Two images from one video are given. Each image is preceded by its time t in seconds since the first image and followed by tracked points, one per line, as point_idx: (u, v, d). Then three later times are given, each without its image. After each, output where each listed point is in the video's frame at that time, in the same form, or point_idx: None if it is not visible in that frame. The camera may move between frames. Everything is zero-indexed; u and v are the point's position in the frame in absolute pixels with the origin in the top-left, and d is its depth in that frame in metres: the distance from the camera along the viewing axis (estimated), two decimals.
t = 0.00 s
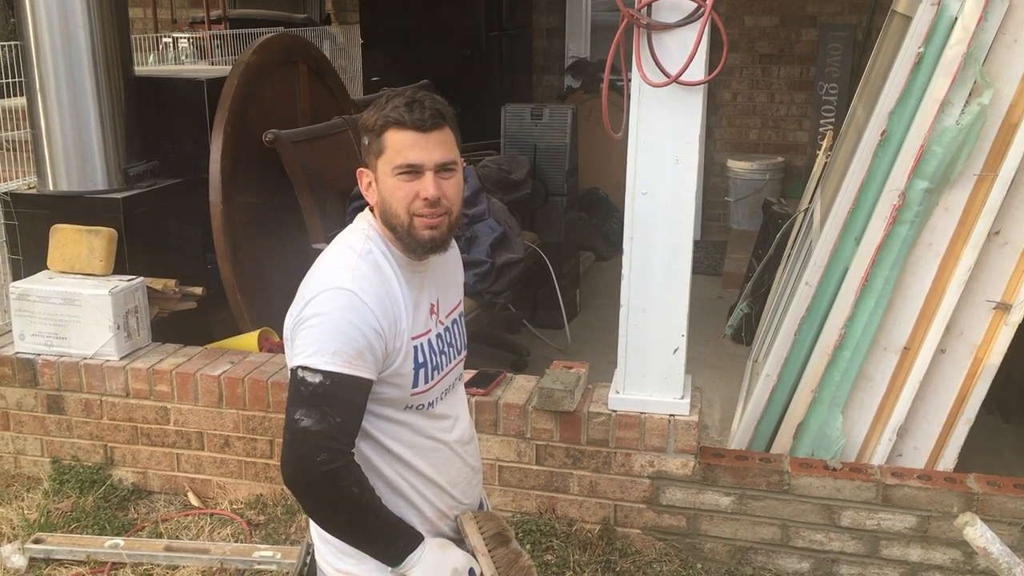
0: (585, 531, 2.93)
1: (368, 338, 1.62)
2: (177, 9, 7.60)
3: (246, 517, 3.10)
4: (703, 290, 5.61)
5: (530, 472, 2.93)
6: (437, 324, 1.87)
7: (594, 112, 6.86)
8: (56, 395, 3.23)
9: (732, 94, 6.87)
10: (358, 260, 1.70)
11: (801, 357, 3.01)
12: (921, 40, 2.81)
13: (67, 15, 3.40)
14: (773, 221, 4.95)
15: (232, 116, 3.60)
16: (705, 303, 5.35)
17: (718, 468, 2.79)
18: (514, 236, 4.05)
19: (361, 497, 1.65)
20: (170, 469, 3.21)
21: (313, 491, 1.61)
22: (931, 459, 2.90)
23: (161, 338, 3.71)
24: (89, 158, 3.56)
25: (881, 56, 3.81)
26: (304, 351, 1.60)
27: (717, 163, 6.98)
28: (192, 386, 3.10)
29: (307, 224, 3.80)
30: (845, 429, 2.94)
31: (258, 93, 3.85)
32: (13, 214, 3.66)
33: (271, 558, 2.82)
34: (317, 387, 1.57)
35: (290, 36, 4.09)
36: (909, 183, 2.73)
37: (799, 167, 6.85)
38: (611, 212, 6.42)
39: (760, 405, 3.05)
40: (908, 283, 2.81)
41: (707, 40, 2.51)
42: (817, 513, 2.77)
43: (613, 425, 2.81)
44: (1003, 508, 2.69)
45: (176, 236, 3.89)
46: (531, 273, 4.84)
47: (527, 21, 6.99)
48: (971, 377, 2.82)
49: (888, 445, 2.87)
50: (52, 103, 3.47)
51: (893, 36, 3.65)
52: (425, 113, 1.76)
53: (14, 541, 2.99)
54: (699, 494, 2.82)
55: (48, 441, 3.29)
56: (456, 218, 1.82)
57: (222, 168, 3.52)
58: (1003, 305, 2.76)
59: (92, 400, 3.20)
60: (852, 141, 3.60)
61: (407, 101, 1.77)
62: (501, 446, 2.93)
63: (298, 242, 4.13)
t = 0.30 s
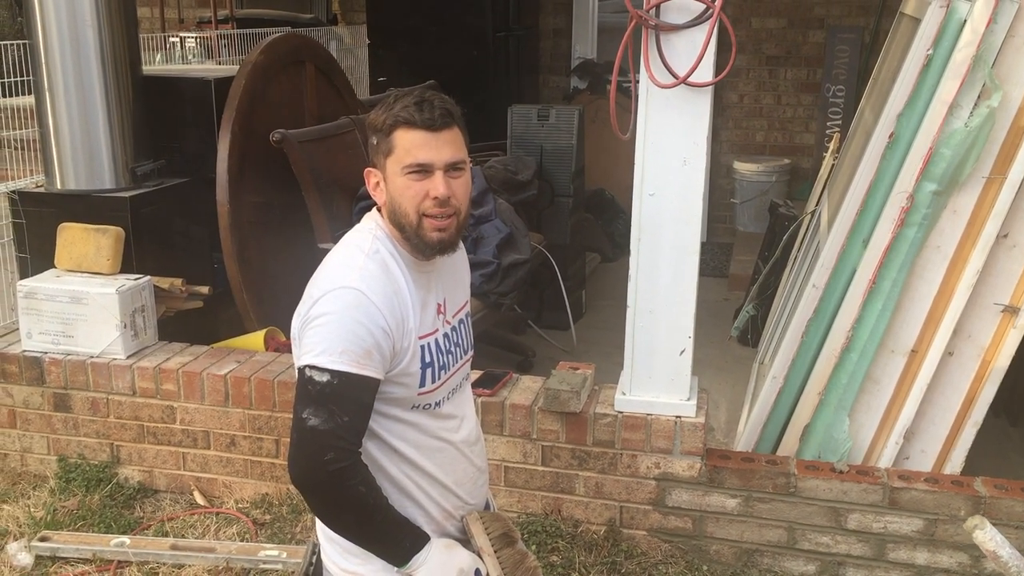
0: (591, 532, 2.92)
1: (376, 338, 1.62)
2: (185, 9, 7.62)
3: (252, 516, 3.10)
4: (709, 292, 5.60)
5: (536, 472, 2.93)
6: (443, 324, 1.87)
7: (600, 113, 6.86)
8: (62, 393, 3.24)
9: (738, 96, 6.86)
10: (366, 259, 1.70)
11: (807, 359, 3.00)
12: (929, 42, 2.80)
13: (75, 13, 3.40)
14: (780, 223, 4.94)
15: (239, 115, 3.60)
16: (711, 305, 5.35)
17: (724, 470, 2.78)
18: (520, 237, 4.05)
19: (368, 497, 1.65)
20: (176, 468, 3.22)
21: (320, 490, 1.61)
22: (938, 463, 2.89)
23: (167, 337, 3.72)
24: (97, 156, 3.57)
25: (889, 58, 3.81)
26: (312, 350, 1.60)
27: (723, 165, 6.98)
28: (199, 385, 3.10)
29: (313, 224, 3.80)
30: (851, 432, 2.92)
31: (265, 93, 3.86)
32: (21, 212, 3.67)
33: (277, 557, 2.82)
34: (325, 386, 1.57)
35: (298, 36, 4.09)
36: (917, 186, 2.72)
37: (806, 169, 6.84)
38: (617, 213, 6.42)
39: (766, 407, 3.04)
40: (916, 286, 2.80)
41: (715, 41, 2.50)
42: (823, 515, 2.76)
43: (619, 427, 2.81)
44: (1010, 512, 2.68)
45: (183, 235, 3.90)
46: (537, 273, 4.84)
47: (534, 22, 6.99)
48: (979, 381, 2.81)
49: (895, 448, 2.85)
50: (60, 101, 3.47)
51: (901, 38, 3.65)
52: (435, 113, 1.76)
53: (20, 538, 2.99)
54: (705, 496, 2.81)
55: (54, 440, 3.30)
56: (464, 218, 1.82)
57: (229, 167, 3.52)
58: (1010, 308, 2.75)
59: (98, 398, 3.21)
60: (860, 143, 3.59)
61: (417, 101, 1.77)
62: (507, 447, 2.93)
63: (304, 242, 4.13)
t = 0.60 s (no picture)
0: (599, 534, 2.92)
1: (388, 337, 1.62)
2: (195, 10, 7.64)
3: (259, 516, 3.10)
4: (717, 295, 5.59)
5: (544, 474, 2.93)
6: (454, 324, 1.87)
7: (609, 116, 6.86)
8: (72, 392, 3.25)
9: (747, 99, 6.86)
10: (378, 259, 1.71)
11: (817, 362, 2.99)
12: (941, 47, 2.79)
13: (88, 12, 3.42)
14: (788, 226, 4.93)
15: (249, 114, 3.61)
16: (719, 308, 5.34)
17: (733, 473, 2.78)
18: (529, 239, 4.05)
19: (378, 496, 1.65)
20: (185, 467, 3.23)
21: (331, 489, 1.61)
22: (947, 468, 2.88)
23: (176, 335, 3.73)
24: (107, 154, 3.58)
25: (900, 63, 3.81)
26: (325, 349, 1.60)
27: (731, 168, 6.97)
28: (208, 384, 3.11)
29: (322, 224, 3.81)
30: (860, 436, 2.91)
31: (275, 93, 3.87)
32: (32, 210, 3.68)
33: (284, 557, 2.83)
34: (337, 385, 1.58)
35: (308, 37, 4.10)
36: (928, 190, 2.71)
37: (814, 173, 6.83)
38: (624, 215, 6.41)
39: (775, 411, 3.04)
40: (926, 290, 2.79)
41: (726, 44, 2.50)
42: (832, 519, 2.76)
43: (628, 429, 2.81)
44: (1020, 518, 2.67)
45: (193, 234, 3.90)
46: (545, 275, 4.84)
47: (543, 24, 7.00)
48: (989, 386, 2.81)
49: (905, 452, 2.85)
50: (72, 99, 3.49)
51: (912, 42, 3.65)
52: (449, 112, 1.76)
53: (29, 536, 3.00)
54: (713, 499, 2.81)
55: (63, 438, 3.31)
56: (478, 217, 1.82)
57: (239, 167, 3.53)
58: (1021, 313, 2.74)
59: (107, 397, 3.21)
60: (870, 148, 3.59)
61: (432, 100, 1.77)
62: (515, 448, 2.93)
63: (312, 242, 4.14)
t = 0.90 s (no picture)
0: (603, 537, 2.92)
1: (396, 339, 1.63)
2: (203, 10, 7.66)
3: (264, 516, 3.10)
4: (722, 299, 5.59)
5: (549, 477, 2.92)
6: (462, 326, 1.87)
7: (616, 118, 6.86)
8: (78, 390, 3.25)
9: (754, 103, 6.86)
10: (387, 261, 1.71)
11: (823, 367, 2.99)
12: (950, 53, 2.80)
13: (98, 11, 3.43)
14: (795, 231, 4.93)
15: (258, 115, 3.62)
16: (724, 312, 5.33)
17: (738, 478, 2.77)
18: (535, 241, 4.05)
19: (384, 497, 1.65)
20: (190, 466, 3.23)
21: (337, 489, 1.61)
22: (953, 474, 2.87)
23: (182, 335, 3.73)
24: (116, 154, 3.59)
25: (908, 67, 3.80)
26: (333, 350, 1.60)
27: (738, 172, 6.97)
28: (214, 384, 3.12)
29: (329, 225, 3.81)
30: (866, 441, 2.91)
31: (283, 94, 3.87)
32: (40, 209, 3.69)
33: (289, 557, 2.83)
34: (345, 386, 1.58)
35: (317, 38, 4.11)
36: (936, 196, 2.71)
37: (821, 177, 6.82)
38: (630, 219, 6.41)
39: (781, 416, 3.04)
40: (933, 295, 2.78)
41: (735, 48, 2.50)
42: (837, 525, 2.76)
43: (633, 432, 2.81)
44: None
45: (200, 234, 3.91)
46: (550, 278, 4.84)
47: (551, 27, 7.00)
48: (995, 393, 2.80)
49: (910, 459, 2.84)
50: (81, 98, 3.50)
51: (921, 48, 3.65)
52: (461, 115, 1.77)
53: (34, 534, 3.01)
54: (718, 504, 2.81)
55: (70, 436, 3.31)
56: (488, 220, 1.82)
57: (247, 167, 3.54)
58: None
59: (114, 396, 3.22)
60: (879, 152, 3.58)
61: (443, 103, 1.78)
62: (520, 450, 2.93)
63: (319, 243, 4.15)
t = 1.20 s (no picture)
0: (605, 540, 2.92)
1: (399, 340, 1.63)
2: (209, 11, 7.69)
3: (267, 516, 3.11)
4: (725, 303, 5.59)
5: (551, 479, 2.93)
6: (465, 329, 1.87)
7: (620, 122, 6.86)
8: (82, 390, 3.26)
9: (758, 107, 6.86)
10: (391, 263, 1.71)
11: (826, 371, 2.98)
12: (954, 58, 2.80)
13: (103, 12, 3.44)
14: (799, 235, 4.92)
15: (262, 116, 3.62)
16: (728, 316, 5.33)
17: (741, 481, 2.77)
18: (539, 243, 4.04)
19: (386, 499, 1.65)
20: (193, 467, 3.24)
21: (339, 491, 1.61)
22: (956, 479, 2.87)
23: (185, 335, 3.74)
24: (120, 154, 3.60)
25: (913, 72, 3.80)
26: (336, 351, 1.61)
27: (741, 175, 6.96)
28: (217, 385, 3.12)
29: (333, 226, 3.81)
30: (869, 446, 2.90)
31: (288, 95, 3.88)
32: (45, 209, 3.70)
33: (291, 558, 2.84)
34: (348, 387, 1.58)
35: (322, 40, 4.12)
36: (939, 201, 2.71)
37: (824, 182, 6.81)
38: (634, 222, 6.41)
39: (782, 422, 3.03)
40: (937, 300, 2.78)
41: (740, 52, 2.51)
42: (839, 529, 2.75)
43: (635, 436, 2.81)
44: None
45: (204, 234, 3.92)
46: (554, 280, 4.84)
47: (555, 30, 7.01)
48: (998, 399, 2.80)
49: (913, 463, 2.84)
50: (87, 98, 3.51)
51: (925, 52, 3.65)
52: (454, 115, 1.77)
53: (37, 533, 3.02)
54: (720, 507, 2.80)
55: (73, 436, 3.32)
56: (486, 221, 1.82)
57: (252, 169, 3.54)
58: None
59: (117, 396, 3.23)
60: (882, 157, 3.58)
61: (438, 104, 1.78)
62: (523, 453, 2.93)
63: (323, 244, 4.15)
